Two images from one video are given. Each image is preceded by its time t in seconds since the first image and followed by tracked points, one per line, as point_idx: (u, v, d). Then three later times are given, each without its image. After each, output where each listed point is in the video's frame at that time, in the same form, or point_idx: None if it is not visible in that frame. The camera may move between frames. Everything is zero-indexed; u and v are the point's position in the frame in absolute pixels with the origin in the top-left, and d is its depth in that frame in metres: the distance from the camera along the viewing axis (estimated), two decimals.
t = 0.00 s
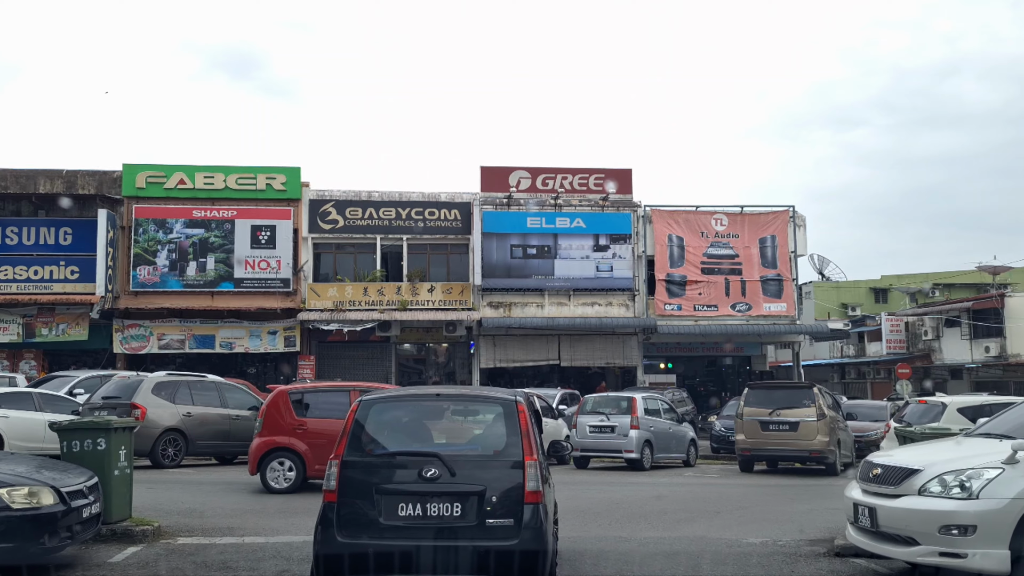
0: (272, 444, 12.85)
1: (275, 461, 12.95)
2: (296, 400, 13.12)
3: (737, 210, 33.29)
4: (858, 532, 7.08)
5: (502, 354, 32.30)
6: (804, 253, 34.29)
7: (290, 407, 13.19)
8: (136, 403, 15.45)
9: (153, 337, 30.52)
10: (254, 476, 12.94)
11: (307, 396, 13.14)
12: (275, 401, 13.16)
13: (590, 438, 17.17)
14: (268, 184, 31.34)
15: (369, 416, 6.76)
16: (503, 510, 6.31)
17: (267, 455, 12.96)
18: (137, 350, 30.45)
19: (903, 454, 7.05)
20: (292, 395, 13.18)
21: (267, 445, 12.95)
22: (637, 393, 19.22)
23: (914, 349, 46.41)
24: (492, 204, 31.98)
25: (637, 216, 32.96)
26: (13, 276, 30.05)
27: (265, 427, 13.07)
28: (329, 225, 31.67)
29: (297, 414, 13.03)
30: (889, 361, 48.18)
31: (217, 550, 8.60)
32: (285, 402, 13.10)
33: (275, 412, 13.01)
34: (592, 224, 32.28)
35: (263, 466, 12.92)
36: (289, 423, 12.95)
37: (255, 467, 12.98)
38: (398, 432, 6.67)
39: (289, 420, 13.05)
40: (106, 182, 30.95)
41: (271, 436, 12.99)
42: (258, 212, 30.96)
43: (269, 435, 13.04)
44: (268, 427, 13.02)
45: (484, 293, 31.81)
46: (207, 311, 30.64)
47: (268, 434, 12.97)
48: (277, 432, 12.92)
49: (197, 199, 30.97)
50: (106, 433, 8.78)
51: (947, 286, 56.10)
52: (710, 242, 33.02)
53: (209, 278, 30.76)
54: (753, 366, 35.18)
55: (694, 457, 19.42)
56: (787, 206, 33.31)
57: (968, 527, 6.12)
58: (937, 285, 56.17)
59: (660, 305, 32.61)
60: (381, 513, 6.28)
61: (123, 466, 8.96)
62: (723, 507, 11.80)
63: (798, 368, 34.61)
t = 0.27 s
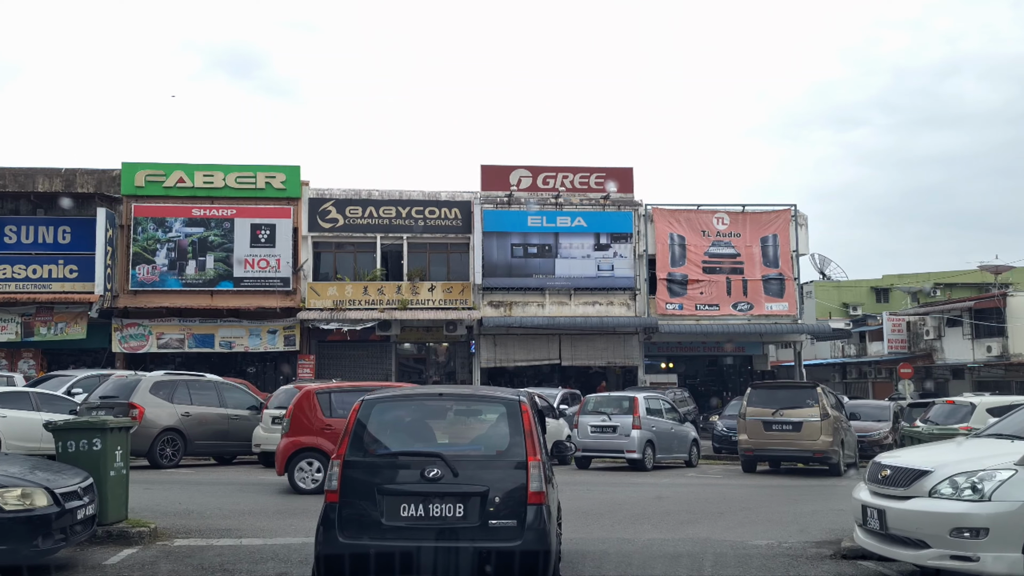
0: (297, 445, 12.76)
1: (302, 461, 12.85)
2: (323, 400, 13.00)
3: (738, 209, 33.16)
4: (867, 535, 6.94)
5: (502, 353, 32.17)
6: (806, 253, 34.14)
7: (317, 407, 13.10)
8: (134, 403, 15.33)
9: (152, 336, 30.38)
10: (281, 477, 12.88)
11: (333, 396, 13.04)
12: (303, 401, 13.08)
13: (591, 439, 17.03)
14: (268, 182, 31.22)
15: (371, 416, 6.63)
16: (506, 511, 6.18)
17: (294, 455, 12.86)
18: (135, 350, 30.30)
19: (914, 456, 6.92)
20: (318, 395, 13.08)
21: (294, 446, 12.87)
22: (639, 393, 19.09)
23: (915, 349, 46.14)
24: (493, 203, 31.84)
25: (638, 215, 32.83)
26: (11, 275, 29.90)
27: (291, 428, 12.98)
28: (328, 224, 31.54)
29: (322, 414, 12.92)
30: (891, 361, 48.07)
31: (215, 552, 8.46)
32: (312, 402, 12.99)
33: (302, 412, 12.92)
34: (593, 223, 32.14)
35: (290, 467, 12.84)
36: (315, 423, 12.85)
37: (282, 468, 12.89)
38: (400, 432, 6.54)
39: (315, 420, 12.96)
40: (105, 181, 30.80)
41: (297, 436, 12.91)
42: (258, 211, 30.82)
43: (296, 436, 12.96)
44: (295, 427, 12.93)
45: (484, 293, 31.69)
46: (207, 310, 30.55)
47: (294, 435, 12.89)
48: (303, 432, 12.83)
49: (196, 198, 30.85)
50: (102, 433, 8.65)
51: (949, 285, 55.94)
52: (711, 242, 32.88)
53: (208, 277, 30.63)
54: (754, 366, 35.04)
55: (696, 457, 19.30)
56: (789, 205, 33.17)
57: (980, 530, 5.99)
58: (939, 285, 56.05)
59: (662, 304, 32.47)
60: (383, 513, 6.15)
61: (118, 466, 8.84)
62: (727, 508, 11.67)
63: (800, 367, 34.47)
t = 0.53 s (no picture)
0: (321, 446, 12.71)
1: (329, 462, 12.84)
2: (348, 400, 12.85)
3: (739, 209, 33.09)
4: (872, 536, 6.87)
5: (503, 353, 32.09)
6: (807, 252, 34.06)
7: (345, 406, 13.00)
8: (133, 403, 15.26)
9: (152, 336, 30.24)
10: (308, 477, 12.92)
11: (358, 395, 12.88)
12: (330, 400, 12.98)
13: (593, 439, 16.94)
14: (268, 181, 31.14)
15: (374, 416, 6.56)
16: (509, 510, 6.11)
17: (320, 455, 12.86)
18: (135, 349, 30.15)
19: (921, 457, 6.84)
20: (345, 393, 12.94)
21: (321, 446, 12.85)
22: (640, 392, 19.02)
23: (916, 349, 46.33)
24: (494, 202, 31.76)
25: (639, 214, 32.76)
26: (11, 274, 29.82)
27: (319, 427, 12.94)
28: (329, 223, 31.47)
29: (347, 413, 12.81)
30: (892, 361, 48.00)
31: (213, 553, 8.38)
32: (337, 402, 12.87)
33: (328, 412, 12.82)
34: (593, 222, 32.06)
35: (317, 468, 12.85)
36: (340, 424, 12.72)
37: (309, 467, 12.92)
38: (404, 432, 6.47)
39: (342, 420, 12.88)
40: (105, 179, 30.61)
41: (323, 437, 12.86)
42: (258, 211, 30.76)
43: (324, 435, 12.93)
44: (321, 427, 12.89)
45: (485, 292, 31.63)
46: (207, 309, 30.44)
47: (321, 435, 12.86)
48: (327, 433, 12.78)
49: (196, 197, 30.79)
50: (99, 433, 8.57)
51: (950, 285, 55.89)
52: (712, 241, 32.82)
53: (208, 276, 30.55)
54: (755, 365, 34.95)
55: (697, 457, 19.22)
56: (790, 204, 33.10)
57: (987, 532, 5.91)
58: (940, 285, 56.00)
59: (663, 304, 32.38)
60: (385, 512, 6.09)
61: (116, 466, 8.77)
62: (730, 508, 11.60)
63: (801, 367, 34.39)
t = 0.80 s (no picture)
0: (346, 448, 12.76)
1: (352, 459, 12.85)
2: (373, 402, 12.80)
3: (740, 208, 33.05)
4: (874, 537, 6.84)
5: (503, 353, 32.04)
6: (808, 252, 34.02)
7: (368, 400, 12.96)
8: (133, 403, 15.23)
9: (152, 335, 30.20)
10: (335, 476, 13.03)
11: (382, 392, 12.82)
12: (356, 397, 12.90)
13: (593, 439, 16.90)
14: (268, 181, 31.10)
15: (377, 415, 6.55)
16: (510, 509, 6.12)
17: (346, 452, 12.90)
18: (135, 348, 30.11)
19: (922, 457, 6.82)
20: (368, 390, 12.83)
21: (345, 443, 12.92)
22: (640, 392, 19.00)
23: (917, 348, 45.71)
24: (494, 202, 31.74)
25: (639, 213, 32.72)
26: (11, 274, 29.80)
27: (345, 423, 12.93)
28: (329, 223, 31.45)
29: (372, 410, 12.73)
30: (892, 361, 47.97)
31: (212, 553, 8.36)
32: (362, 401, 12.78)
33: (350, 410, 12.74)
34: (593, 222, 32.02)
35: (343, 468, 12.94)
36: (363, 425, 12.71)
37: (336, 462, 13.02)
38: (407, 431, 6.47)
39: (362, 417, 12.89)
40: (105, 179, 30.61)
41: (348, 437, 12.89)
42: (259, 210, 30.73)
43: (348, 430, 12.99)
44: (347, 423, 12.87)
45: (485, 292, 31.60)
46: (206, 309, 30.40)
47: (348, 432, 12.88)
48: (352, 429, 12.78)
49: (196, 197, 30.76)
50: (98, 432, 8.55)
51: (950, 285, 55.84)
52: (712, 240, 32.78)
53: (208, 276, 30.53)
54: (755, 365, 34.91)
55: (698, 457, 19.19)
56: (791, 203, 33.06)
57: (989, 532, 5.89)
58: (940, 285, 55.99)
59: (663, 304, 32.35)
60: (388, 510, 6.11)
61: (115, 466, 8.76)
62: (730, 508, 11.57)
63: (802, 366, 34.34)
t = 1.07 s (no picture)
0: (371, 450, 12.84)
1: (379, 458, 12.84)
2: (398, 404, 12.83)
3: (741, 208, 32.99)
4: (878, 538, 6.78)
5: (504, 352, 31.97)
6: (809, 251, 33.96)
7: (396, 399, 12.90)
8: (133, 403, 15.18)
9: (152, 335, 30.15)
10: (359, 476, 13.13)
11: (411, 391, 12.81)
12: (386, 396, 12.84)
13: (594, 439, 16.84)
14: (268, 180, 31.04)
15: (380, 415, 6.51)
16: (513, 508, 6.07)
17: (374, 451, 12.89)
18: (135, 348, 30.05)
19: (927, 458, 6.76)
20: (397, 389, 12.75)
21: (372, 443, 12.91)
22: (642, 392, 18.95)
23: (918, 348, 45.80)
24: (495, 201, 31.69)
25: (641, 213, 32.65)
26: (10, 273, 29.74)
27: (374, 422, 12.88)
28: (329, 222, 31.39)
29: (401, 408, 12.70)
30: (893, 360, 47.90)
31: (211, 554, 8.30)
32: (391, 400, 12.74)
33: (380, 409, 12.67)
34: (594, 221, 31.96)
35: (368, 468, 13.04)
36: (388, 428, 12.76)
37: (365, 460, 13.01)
38: (410, 431, 6.43)
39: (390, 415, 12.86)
40: (104, 178, 30.50)
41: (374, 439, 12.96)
42: (259, 209, 30.66)
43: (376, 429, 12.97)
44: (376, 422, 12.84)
45: (486, 291, 31.54)
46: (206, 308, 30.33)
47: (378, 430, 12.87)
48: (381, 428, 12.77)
49: (196, 196, 30.70)
50: (96, 433, 8.50)
51: (951, 285, 55.81)
52: (713, 240, 32.72)
53: (207, 275, 30.47)
54: (756, 365, 34.85)
55: (699, 458, 19.13)
56: (792, 203, 33.00)
57: (996, 534, 5.83)
58: (941, 284, 55.93)
59: (664, 303, 32.28)
60: (390, 509, 6.06)
61: (114, 467, 8.70)
62: (733, 509, 11.51)
63: (803, 366, 34.27)
